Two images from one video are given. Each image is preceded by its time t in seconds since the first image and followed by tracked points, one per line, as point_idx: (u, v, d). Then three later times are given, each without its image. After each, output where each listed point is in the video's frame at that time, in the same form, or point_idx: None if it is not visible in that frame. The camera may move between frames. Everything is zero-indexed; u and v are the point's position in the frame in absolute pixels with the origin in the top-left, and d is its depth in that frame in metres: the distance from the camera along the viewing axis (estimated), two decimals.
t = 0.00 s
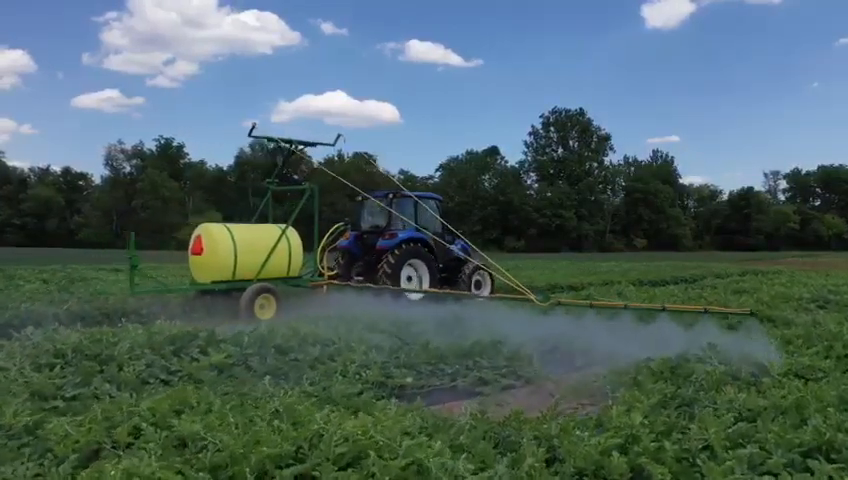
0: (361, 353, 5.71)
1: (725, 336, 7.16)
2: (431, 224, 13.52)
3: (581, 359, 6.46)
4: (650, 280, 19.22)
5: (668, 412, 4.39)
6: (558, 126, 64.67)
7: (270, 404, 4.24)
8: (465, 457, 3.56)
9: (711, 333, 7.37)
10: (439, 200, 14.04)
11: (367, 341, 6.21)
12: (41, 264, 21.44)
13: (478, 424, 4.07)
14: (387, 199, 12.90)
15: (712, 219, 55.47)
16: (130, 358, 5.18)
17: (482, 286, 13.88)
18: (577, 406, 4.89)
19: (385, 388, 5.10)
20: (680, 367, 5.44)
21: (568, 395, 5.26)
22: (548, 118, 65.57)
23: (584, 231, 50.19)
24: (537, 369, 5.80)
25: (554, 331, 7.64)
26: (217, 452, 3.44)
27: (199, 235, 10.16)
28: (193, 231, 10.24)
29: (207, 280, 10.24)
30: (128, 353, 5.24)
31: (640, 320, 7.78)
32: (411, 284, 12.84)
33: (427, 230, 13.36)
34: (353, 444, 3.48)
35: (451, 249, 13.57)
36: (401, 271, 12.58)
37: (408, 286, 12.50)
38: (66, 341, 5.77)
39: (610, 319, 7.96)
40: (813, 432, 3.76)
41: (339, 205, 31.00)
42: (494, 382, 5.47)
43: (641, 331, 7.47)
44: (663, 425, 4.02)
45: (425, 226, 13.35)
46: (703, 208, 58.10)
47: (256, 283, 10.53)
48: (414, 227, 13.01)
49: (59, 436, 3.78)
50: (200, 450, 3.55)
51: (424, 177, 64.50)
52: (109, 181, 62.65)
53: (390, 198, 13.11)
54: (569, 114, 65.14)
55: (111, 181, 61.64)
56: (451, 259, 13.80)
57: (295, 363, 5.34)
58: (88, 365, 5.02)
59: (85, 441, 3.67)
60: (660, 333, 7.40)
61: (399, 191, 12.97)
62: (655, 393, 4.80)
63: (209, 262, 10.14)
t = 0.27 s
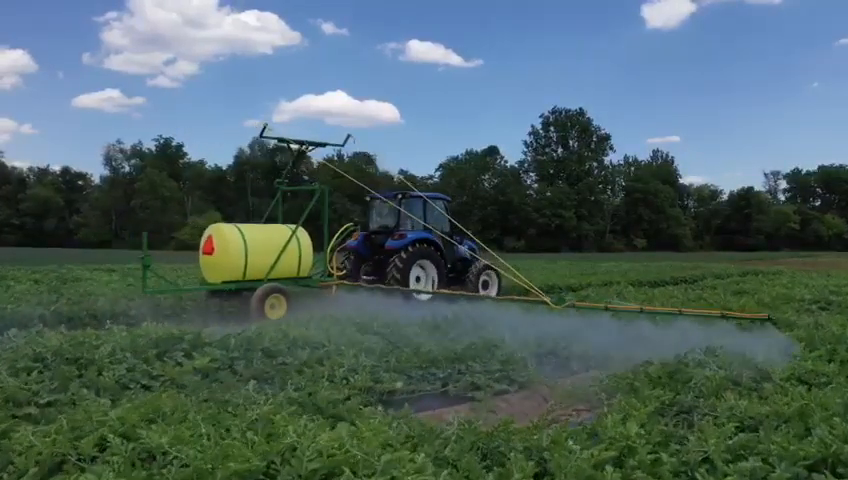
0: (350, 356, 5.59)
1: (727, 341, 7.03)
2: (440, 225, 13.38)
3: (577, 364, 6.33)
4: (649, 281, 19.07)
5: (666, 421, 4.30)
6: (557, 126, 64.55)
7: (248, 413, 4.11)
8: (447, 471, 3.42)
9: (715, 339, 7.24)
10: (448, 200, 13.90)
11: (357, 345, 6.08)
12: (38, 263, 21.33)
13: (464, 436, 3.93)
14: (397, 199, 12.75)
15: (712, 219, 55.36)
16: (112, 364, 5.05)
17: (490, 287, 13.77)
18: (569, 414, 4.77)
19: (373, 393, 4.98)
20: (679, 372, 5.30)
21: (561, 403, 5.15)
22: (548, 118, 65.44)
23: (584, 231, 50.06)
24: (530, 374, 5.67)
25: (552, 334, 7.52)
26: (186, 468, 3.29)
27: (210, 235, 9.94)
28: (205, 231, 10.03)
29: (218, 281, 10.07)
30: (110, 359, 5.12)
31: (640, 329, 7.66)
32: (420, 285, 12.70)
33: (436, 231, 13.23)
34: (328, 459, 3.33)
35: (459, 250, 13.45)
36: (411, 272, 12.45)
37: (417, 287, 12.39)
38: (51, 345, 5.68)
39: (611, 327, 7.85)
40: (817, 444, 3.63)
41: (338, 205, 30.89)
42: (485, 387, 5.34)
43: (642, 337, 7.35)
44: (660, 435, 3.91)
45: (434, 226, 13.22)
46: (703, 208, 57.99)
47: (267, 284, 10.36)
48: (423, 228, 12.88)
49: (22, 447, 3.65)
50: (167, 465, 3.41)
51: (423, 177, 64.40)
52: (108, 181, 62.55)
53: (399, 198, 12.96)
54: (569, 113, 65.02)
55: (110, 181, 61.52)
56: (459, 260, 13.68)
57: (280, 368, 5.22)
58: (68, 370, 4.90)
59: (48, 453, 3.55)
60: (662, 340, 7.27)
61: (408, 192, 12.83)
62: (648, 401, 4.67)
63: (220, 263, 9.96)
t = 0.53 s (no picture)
0: (339, 361, 5.47)
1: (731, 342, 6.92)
2: (448, 225, 13.31)
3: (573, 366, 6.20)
4: (649, 282, 18.97)
5: (665, 430, 4.19)
6: (557, 126, 64.45)
7: (228, 422, 3.99)
8: None
9: (719, 340, 7.13)
10: (456, 200, 13.82)
11: (348, 347, 5.95)
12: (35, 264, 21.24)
13: (451, 447, 3.79)
14: (406, 200, 12.68)
15: (712, 219, 55.26)
16: (90, 369, 4.92)
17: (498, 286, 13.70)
18: (560, 424, 4.64)
19: (361, 399, 4.86)
20: (676, 377, 5.17)
21: (555, 409, 5.03)
22: (548, 118, 65.37)
23: (584, 231, 49.95)
24: (525, 378, 5.54)
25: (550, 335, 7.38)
26: None
27: (222, 235, 10.11)
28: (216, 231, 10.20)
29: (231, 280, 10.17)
30: (88, 363, 4.99)
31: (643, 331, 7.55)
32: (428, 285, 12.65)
33: (445, 231, 13.16)
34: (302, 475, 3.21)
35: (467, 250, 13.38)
36: (420, 272, 12.39)
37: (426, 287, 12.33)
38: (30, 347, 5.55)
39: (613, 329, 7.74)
40: (826, 455, 3.50)
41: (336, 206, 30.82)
42: (478, 392, 5.21)
43: (644, 340, 7.23)
44: (659, 446, 3.80)
45: (443, 226, 13.15)
46: (703, 208, 57.90)
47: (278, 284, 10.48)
48: (432, 228, 12.81)
49: None
50: None
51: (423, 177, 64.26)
52: (107, 181, 62.48)
53: (408, 199, 12.88)
54: (569, 113, 64.91)
55: (110, 182, 61.44)
56: (467, 260, 13.61)
57: (266, 372, 5.09)
58: (44, 375, 4.78)
59: (9, 465, 3.42)
60: (664, 342, 7.14)
61: (417, 192, 12.75)
62: (642, 407, 4.54)
63: (233, 262, 10.09)
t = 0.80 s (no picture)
0: (329, 365, 5.34)
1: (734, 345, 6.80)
2: (457, 225, 13.26)
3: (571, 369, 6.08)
4: (648, 282, 18.87)
5: (665, 440, 4.07)
6: (557, 126, 64.36)
7: (208, 432, 3.87)
8: None
9: (722, 342, 7.00)
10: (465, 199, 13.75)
11: (340, 351, 5.83)
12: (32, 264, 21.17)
13: (440, 458, 3.67)
14: (414, 201, 12.63)
15: (712, 220, 55.16)
16: (68, 374, 4.80)
17: (506, 286, 13.65)
18: (554, 437, 4.52)
19: (350, 405, 4.75)
20: (677, 383, 5.04)
21: (549, 416, 4.92)
22: (547, 118, 65.28)
23: (584, 231, 49.84)
24: (520, 382, 5.42)
25: (549, 336, 7.25)
26: None
27: (233, 236, 10.27)
28: (228, 232, 10.32)
29: (242, 280, 10.29)
30: (66, 368, 4.87)
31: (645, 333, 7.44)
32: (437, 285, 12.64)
33: (453, 230, 13.14)
34: None
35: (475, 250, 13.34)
36: (428, 273, 12.41)
37: (434, 287, 12.35)
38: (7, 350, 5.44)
39: (614, 330, 7.63)
40: (837, 471, 3.38)
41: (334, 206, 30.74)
42: (470, 398, 5.09)
43: (646, 342, 7.11)
44: (658, 459, 3.69)
45: (451, 226, 13.11)
46: (703, 208, 57.80)
47: (289, 283, 10.62)
48: (441, 228, 12.79)
49: None
50: None
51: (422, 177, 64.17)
52: (107, 181, 62.42)
53: (416, 199, 12.83)
54: (568, 113, 64.82)
55: (109, 182, 61.34)
56: (475, 259, 13.57)
57: (251, 378, 4.97)
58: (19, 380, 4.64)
59: None
60: (666, 344, 7.02)
61: (425, 193, 12.70)
62: (641, 414, 4.43)
63: (244, 262, 10.21)
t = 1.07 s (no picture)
0: (318, 369, 5.22)
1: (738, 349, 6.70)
2: (466, 226, 13.15)
3: (569, 374, 5.95)
4: (647, 282, 18.78)
5: (667, 452, 3.95)
6: (557, 126, 64.23)
7: (187, 442, 3.76)
8: None
9: (728, 345, 6.84)
10: (473, 200, 13.66)
11: (332, 354, 5.70)
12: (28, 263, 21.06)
13: (427, 468, 3.56)
14: (424, 201, 12.53)
15: (712, 220, 55.02)
16: (46, 378, 4.69)
17: (514, 286, 13.54)
18: (549, 448, 4.40)
19: (338, 413, 4.62)
20: (680, 389, 4.91)
21: (544, 425, 4.80)
22: (547, 117, 65.15)
23: (584, 231, 49.68)
24: (515, 388, 5.29)
25: (549, 337, 7.12)
26: None
27: (245, 236, 10.24)
28: (239, 232, 10.26)
29: (253, 280, 10.25)
30: (46, 373, 4.76)
31: (648, 337, 7.33)
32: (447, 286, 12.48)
33: (462, 231, 13.01)
34: None
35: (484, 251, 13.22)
36: (438, 273, 12.24)
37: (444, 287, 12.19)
38: None
39: (616, 332, 7.52)
40: None
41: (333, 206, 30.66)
42: (463, 404, 4.96)
43: (648, 343, 7.00)
44: (657, 473, 3.58)
45: (461, 226, 12.99)
46: (704, 208, 57.65)
47: (300, 284, 10.56)
48: (451, 228, 12.66)
49: None
50: None
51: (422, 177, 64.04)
52: (106, 181, 62.30)
53: (425, 200, 12.71)
54: (568, 113, 64.67)
55: (108, 181, 61.23)
56: (483, 260, 13.44)
57: (237, 384, 4.85)
58: None
59: None
60: (668, 347, 6.89)
61: (435, 193, 12.58)
62: (640, 423, 4.31)
63: (256, 262, 10.16)
